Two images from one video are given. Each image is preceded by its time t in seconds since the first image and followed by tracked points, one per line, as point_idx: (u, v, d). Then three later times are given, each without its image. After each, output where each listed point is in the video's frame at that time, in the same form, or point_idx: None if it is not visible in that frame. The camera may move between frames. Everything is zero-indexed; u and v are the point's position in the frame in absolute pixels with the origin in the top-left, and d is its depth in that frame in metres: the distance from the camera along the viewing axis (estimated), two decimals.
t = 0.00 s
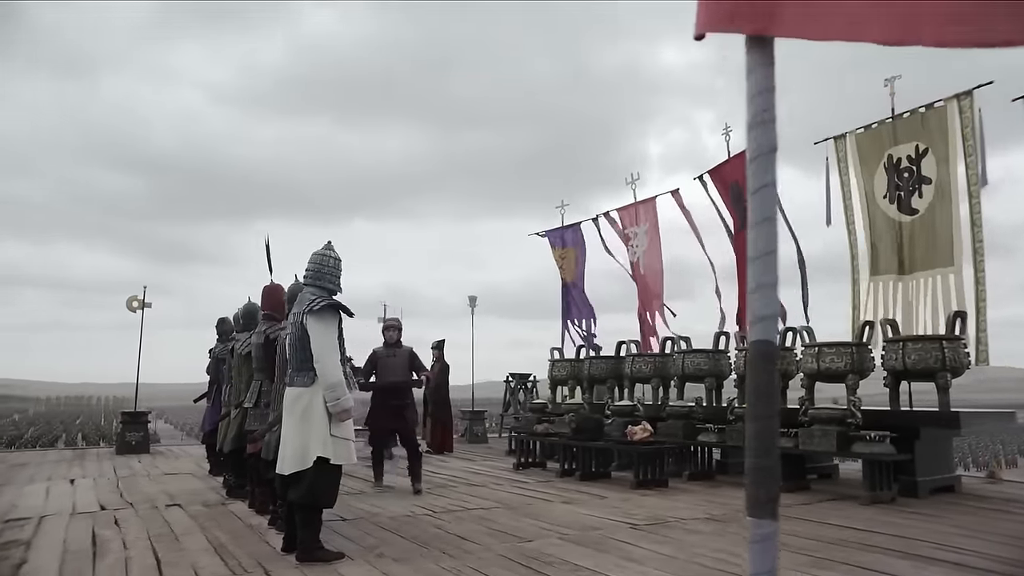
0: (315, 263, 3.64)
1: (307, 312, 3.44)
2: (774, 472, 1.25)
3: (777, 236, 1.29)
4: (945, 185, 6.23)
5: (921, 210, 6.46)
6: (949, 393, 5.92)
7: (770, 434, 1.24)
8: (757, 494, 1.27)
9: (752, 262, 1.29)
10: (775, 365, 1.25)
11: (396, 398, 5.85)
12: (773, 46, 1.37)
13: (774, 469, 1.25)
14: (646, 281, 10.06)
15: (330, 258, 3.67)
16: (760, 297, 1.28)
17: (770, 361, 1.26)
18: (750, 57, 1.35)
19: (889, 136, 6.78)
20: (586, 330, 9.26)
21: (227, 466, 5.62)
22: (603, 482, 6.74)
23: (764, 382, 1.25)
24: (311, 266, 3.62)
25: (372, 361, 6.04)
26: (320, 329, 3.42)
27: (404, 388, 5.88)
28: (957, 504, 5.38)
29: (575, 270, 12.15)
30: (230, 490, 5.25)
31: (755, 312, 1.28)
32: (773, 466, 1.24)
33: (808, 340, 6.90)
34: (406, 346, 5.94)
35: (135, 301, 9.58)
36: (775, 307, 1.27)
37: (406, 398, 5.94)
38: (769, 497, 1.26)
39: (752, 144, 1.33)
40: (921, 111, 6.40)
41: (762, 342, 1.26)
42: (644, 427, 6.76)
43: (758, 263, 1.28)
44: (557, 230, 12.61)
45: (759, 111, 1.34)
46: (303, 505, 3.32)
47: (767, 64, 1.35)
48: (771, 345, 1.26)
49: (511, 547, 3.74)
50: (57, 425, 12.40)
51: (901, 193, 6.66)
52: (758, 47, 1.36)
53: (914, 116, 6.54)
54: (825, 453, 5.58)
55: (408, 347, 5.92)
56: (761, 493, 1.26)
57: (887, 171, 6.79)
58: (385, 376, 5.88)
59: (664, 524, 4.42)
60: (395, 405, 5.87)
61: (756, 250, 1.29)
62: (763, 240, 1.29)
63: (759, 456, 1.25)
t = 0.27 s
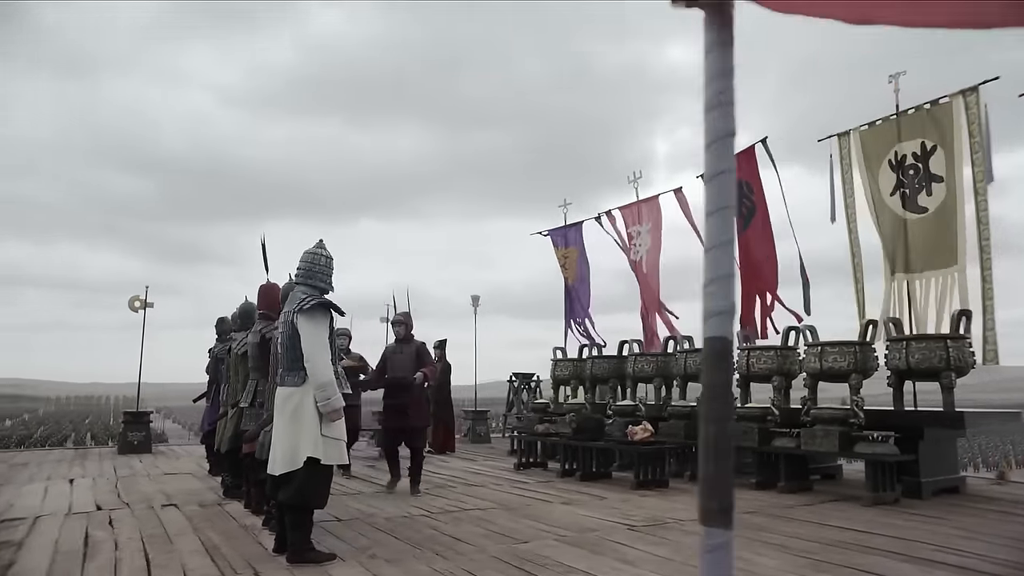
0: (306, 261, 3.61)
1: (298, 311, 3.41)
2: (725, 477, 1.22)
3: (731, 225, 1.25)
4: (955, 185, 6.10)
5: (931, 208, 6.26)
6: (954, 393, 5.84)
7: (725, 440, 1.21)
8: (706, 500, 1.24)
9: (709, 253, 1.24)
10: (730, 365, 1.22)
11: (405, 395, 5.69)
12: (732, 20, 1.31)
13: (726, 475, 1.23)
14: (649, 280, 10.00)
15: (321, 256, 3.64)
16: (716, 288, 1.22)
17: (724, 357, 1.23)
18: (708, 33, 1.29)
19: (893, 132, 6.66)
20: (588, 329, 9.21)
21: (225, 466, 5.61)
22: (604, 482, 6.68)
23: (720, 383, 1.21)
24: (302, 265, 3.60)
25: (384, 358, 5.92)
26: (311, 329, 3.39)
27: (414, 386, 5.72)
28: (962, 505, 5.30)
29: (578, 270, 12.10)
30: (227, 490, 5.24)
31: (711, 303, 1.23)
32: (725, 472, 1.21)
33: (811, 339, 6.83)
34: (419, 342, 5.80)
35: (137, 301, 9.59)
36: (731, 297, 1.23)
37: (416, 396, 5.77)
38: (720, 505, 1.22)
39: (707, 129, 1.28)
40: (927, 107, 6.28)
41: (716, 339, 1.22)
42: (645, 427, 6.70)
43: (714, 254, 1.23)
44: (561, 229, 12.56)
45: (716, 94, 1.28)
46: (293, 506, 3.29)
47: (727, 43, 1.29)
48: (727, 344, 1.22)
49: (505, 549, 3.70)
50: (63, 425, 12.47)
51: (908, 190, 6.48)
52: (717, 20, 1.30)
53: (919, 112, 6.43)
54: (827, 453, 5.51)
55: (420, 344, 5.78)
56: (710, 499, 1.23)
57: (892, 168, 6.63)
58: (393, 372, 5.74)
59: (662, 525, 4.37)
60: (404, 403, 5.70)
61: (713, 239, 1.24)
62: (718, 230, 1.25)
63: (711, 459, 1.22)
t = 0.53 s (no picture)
0: (298, 260, 3.58)
1: (289, 310, 3.39)
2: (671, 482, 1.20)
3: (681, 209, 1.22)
4: (966, 183, 5.99)
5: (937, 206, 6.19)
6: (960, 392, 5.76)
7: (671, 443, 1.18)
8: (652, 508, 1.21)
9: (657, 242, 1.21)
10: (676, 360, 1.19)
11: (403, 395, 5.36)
12: None
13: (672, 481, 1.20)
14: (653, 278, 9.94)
15: (313, 255, 3.62)
16: (665, 280, 1.18)
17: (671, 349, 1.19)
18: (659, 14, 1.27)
19: (898, 129, 6.56)
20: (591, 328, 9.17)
21: (224, 465, 5.60)
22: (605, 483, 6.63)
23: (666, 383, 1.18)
24: (294, 263, 3.57)
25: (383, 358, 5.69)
26: (302, 327, 3.36)
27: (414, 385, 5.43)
28: (967, 506, 5.23)
29: (582, 269, 12.05)
30: (225, 490, 5.22)
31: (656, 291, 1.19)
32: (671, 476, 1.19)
33: (815, 338, 6.75)
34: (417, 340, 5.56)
35: (141, 301, 9.60)
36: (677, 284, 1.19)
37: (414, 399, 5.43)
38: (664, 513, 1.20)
39: (656, 108, 1.27)
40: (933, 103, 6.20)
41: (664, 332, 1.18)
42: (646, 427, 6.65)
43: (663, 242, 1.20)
44: (564, 227, 12.50)
45: (666, 72, 1.26)
46: (284, 507, 3.25)
47: (677, 21, 1.27)
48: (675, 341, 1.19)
49: (500, 550, 3.66)
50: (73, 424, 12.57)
51: (913, 188, 6.40)
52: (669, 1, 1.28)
53: (924, 108, 6.35)
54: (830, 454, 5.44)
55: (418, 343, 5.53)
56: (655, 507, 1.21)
57: (897, 165, 6.54)
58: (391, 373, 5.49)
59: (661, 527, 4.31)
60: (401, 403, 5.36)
61: (663, 227, 1.21)
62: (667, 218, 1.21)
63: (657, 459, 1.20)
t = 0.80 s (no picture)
0: (292, 259, 3.56)
1: (283, 309, 3.36)
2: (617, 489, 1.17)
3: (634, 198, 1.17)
4: (972, 180, 5.90)
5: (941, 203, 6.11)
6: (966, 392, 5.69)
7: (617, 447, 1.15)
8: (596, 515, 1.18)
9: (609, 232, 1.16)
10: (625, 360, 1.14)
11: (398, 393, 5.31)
12: None
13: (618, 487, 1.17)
14: (657, 277, 9.87)
15: (307, 253, 3.60)
16: (615, 274, 1.14)
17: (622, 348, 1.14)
18: None
19: (902, 126, 6.46)
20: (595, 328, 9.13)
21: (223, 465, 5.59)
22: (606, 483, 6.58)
23: (613, 385, 1.13)
24: (288, 262, 3.54)
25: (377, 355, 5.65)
26: (295, 326, 3.33)
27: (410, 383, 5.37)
28: (973, 508, 5.16)
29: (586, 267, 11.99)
30: (224, 489, 5.21)
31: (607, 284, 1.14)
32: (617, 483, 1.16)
33: (819, 337, 6.68)
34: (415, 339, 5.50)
35: (144, 301, 9.59)
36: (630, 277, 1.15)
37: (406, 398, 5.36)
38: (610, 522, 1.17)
39: (609, 94, 1.22)
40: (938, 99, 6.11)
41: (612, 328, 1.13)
42: (648, 427, 6.60)
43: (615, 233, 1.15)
44: (568, 226, 12.44)
45: (618, 57, 1.23)
46: (278, 507, 3.23)
47: (630, 5, 1.24)
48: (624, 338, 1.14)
49: (497, 551, 3.63)
50: (81, 424, 12.63)
51: (916, 184, 6.33)
52: None
53: (930, 104, 6.25)
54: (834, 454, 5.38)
55: (417, 341, 5.47)
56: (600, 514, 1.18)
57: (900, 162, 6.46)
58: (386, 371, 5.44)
59: (660, 528, 4.26)
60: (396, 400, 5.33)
61: (615, 217, 1.17)
62: (622, 207, 1.16)
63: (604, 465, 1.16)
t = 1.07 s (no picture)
0: (287, 257, 3.52)
1: (277, 308, 3.33)
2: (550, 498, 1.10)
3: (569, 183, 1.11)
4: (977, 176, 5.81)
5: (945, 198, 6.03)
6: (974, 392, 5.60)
7: (551, 452, 1.09)
8: (527, 525, 1.11)
9: (544, 217, 1.09)
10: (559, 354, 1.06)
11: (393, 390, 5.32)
12: None
13: (552, 495, 1.11)
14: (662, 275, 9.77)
15: (303, 251, 3.55)
16: (549, 262, 1.06)
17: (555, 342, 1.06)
18: None
19: (908, 121, 6.38)
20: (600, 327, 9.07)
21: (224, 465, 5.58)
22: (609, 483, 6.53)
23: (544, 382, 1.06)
24: (283, 260, 3.51)
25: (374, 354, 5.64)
26: (289, 325, 3.30)
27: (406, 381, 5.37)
28: (981, 509, 5.07)
29: (592, 266, 11.91)
30: (223, 489, 5.19)
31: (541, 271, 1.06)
32: (550, 494, 1.10)
33: (824, 336, 6.59)
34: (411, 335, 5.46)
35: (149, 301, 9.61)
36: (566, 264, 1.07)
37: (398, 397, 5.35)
38: (544, 532, 1.10)
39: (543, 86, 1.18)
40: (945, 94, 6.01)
41: (544, 319, 1.05)
42: (651, 427, 6.54)
43: (550, 217, 1.07)
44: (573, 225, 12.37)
45: (555, 62, 1.18)
46: (270, 508, 3.21)
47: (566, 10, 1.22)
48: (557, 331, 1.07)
49: (492, 552, 3.59)
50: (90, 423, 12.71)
51: (921, 180, 6.25)
52: None
53: (937, 99, 6.15)
54: (838, 454, 5.30)
55: (413, 338, 5.41)
56: (532, 524, 1.11)
57: (904, 157, 6.38)
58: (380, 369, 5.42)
59: (660, 529, 4.20)
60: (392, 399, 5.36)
61: (549, 202, 1.10)
62: (557, 191, 1.10)
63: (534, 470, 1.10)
